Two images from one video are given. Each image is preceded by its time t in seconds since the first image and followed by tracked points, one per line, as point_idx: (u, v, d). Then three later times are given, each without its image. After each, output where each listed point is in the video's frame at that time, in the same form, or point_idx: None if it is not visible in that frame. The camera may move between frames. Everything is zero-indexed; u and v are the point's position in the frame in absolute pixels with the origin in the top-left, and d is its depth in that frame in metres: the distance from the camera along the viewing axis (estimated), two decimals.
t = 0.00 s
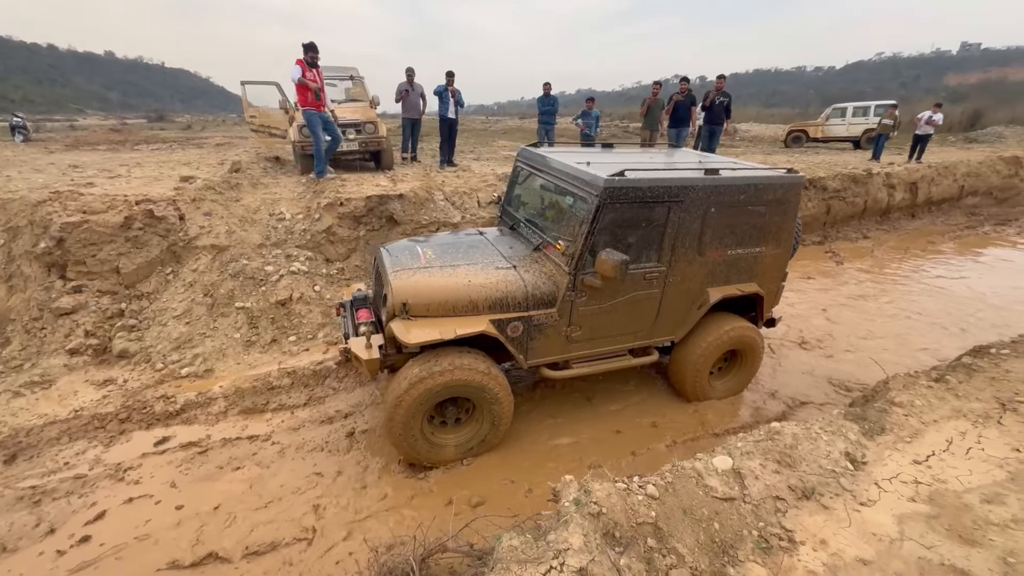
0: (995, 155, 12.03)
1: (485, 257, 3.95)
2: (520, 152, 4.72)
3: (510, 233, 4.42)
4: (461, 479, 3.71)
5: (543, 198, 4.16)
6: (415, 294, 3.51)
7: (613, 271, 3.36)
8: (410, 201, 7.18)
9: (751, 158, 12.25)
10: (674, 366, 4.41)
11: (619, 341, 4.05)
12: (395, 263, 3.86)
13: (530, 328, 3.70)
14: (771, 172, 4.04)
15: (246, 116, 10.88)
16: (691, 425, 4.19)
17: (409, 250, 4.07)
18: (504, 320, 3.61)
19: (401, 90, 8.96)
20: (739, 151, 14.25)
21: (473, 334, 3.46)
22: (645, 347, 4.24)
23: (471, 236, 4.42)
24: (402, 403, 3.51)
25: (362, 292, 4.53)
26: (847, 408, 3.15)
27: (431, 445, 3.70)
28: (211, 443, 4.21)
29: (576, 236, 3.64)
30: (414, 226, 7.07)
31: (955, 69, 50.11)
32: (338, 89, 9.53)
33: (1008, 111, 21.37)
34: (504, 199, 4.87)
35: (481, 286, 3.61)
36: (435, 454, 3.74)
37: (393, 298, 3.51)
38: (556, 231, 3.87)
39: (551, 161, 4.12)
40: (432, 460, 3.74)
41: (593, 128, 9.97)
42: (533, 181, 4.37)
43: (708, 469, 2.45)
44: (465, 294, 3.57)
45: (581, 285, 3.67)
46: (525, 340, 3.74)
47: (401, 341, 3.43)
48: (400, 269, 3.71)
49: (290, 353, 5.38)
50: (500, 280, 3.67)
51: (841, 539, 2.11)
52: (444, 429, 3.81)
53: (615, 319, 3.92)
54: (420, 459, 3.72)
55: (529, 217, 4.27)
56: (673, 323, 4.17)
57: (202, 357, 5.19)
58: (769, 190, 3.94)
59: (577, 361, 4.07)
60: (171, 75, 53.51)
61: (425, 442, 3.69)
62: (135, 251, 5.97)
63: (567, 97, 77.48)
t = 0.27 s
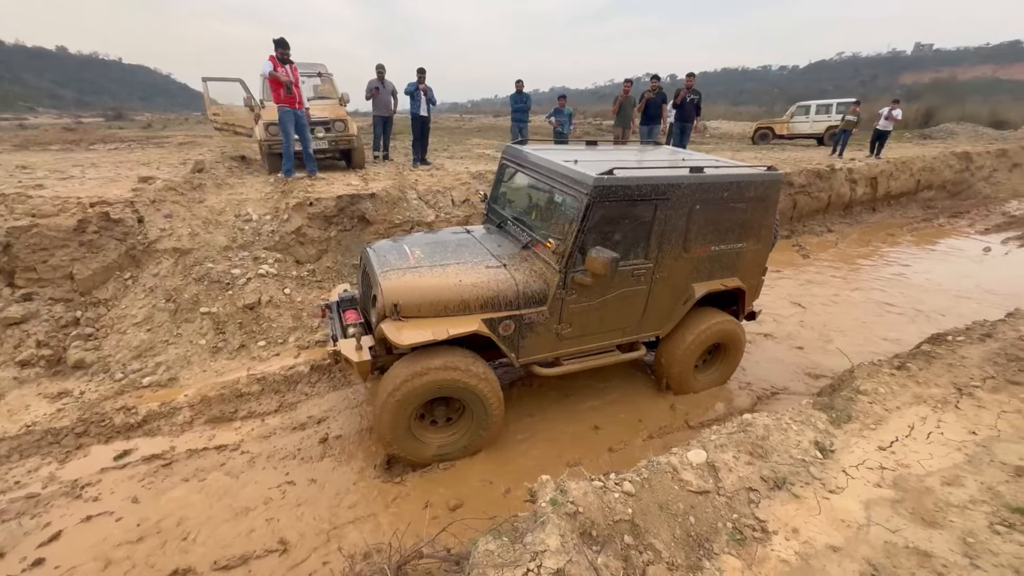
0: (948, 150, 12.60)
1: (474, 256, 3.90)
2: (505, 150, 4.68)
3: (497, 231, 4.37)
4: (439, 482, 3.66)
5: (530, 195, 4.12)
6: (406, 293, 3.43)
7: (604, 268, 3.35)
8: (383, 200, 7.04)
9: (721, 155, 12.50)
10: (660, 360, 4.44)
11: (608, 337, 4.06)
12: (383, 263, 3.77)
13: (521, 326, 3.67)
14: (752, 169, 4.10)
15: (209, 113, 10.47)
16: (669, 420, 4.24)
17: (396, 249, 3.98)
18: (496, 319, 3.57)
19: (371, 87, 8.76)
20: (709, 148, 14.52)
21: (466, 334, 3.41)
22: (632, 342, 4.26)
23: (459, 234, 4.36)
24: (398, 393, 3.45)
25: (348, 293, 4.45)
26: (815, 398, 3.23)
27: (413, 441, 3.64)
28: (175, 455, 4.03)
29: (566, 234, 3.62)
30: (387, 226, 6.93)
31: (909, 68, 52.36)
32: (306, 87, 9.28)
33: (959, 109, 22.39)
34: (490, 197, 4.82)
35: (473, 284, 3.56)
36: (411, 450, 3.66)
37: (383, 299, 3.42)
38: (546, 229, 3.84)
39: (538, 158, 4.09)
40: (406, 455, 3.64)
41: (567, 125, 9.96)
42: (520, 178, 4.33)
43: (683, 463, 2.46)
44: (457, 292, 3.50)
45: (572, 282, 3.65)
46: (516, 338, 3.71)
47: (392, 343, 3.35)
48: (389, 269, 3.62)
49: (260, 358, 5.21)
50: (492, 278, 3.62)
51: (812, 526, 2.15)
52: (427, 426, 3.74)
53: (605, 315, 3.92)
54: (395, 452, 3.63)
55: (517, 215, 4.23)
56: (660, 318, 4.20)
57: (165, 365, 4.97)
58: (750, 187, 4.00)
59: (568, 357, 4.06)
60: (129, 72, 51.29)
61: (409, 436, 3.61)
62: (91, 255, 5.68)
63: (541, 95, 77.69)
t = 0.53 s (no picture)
0: (896, 146, 13.23)
1: (466, 253, 3.84)
2: (491, 148, 4.63)
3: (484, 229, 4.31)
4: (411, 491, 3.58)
5: (519, 193, 4.09)
6: (402, 291, 3.36)
7: (598, 266, 3.33)
8: (347, 201, 6.85)
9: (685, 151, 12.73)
10: (647, 352, 4.49)
11: (599, 333, 4.05)
12: (373, 263, 3.68)
13: (514, 325, 3.61)
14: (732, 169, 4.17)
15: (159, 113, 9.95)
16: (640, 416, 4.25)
17: (386, 248, 3.90)
18: (491, 317, 3.52)
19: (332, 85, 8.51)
20: (674, 145, 14.77)
21: (463, 333, 3.35)
22: (620, 338, 4.26)
23: (447, 233, 4.29)
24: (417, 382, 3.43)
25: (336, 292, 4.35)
26: (779, 388, 3.31)
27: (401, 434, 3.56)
28: (127, 475, 3.79)
29: (559, 232, 3.59)
30: (353, 228, 6.73)
31: (859, 67, 54.79)
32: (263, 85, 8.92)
33: (905, 105, 23.54)
34: (475, 196, 4.76)
35: (470, 281, 3.51)
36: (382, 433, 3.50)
37: (377, 299, 3.33)
38: (537, 226, 3.80)
39: (526, 156, 4.05)
40: (378, 434, 3.47)
41: (534, 123, 9.90)
42: (508, 176, 4.29)
43: (653, 461, 2.47)
44: (453, 290, 3.45)
45: (566, 280, 3.62)
46: (511, 337, 3.66)
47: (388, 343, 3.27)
48: (381, 268, 3.53)
49: (219, 369, 4.97)
50: (488, 275, 3.58)
51: (779, 517, 2.18)
52: (415, 415, 3.63)
53: (600, 309, 3.92)
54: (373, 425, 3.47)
55: (506, 212, 4.18)
56: (648, 314, 4.23)
57: (115, 380, 4.68)
58: (730, 186, 4.06)
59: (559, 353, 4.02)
60: (73, 69, 48.43)
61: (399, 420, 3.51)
62: (29, 265, 5.30)
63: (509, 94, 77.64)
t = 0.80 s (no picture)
0: (844, 141, 13.87)
1: (463, 252, 3.79)
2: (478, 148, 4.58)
3: (475, 228, 4.25)
4: (379, 502, 3.48)
5: (511, 192, 4.06)
6: (404, 291, 3.28)
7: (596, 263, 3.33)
8: (306, 204, 6.60)
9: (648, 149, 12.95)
10: (633, 346, 4.52)
11: (593, 328, 4.05)
12: (370, 264, 3.59)
13: (513, 322, 3.57)
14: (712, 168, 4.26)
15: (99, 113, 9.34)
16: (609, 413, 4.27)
17: (381, 248, 3.82)
18: (492, 316, 3.47)
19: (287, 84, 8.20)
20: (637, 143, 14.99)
21: (467, 331, 3.29)
22: (611, 333, 4.26)
23: (439, 232, 4.22)
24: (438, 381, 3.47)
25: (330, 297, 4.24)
26: (741, 380, 3.39)
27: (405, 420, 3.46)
28: (69, 503, 3.53)
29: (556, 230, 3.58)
30: (313, 231, 6.49)
31: (808, 67, 57.28)
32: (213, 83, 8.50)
33: (851, 103, 24.73)
34: (463, 195, 4.70)
35: (471, 279, 3.46)
36: (393, 400, 3.35)
37: (379, 299, 3.25)
38: (531, 225, 3.78)
39: (517, 155, 4.02)
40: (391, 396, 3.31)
41: (498, 122, 9.82)
42: (498, 175, 4.25)
43: (621, 459, 2.47)
44: (455, 287, 3.39)
45: (562, 277, 3.60)
46: (510, 335, 3.61)
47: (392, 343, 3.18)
48: (379, 269, 3.45)
49: (171, 384, 4.69)
50: (488, 272, 3.53)
51: (743, 508, 2.22)
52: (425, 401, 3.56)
53: (595, 303, 3.93)
54: (393, 394, 3.33)
55: (497, 210, 4.14)
56: (637, 308, 4.26)
57: (54, 401, 4.35)
58: (714, 185, 4.17)
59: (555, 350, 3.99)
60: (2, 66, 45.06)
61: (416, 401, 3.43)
62: None
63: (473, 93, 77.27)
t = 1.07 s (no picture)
0: (794, 140, 14.54)
1: (472, 252, 3.86)
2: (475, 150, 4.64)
3: (476, 229, 4.30)
4: (350, 514, 3.40)
5: (513, 193, 4.15)
6: (421, 291, 3.33)
7: (603, 260, 3.45)
8: (265, 209, 6.36)
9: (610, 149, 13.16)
10: (624, 333, 4.64)
11: (594, 324, 4.17)
12: (381, 265, 3.61)
13: (523, 320, 3.66)
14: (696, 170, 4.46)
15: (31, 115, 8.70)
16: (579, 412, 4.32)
17: (390, 250, 3.83)
18: (505, 314, 3.56)
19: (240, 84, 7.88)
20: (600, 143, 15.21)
21: (486, 329, 3.37)
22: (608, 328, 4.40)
23: (441, 233, 4.26)
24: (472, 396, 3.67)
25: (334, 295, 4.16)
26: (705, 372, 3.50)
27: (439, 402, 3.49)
28: (8, 536, 3.27)
29: (563, 231, 3.69)
30: (272, 237, 6.26)
31: (759, 69, 59.69)
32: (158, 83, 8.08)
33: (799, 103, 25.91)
34: (460, 195, 4.75)
35: (484, 279, 3.54)
36: (450, 378, 3.41)
37: (397, 300, 3.29)
38: (536, 225, 3.88)
39: (518, 158, 4.11)
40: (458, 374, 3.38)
41: (461, 123, 9.74)
42: (498, 176, 4.32)
43: (592, 457, 2.50)
44: (470, 287, 3.46)
45: (569, 276, 3.71)
46: (521, 331, 3.70)
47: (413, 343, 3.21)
48: (393, 270, 3.48)
49: (121, 402, 4.42)
50: (500, 272, 3.62)
51: (710, 498, 2.29)
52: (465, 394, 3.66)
53: (598, 299, 4.07)
54: (463, 376, 3.45)
55: (498, 211, 4.21)
56: (632, 303, 4.42)
57: None
58: (700, 187, 4.39)
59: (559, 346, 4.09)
60: None
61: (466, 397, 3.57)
62: None
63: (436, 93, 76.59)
